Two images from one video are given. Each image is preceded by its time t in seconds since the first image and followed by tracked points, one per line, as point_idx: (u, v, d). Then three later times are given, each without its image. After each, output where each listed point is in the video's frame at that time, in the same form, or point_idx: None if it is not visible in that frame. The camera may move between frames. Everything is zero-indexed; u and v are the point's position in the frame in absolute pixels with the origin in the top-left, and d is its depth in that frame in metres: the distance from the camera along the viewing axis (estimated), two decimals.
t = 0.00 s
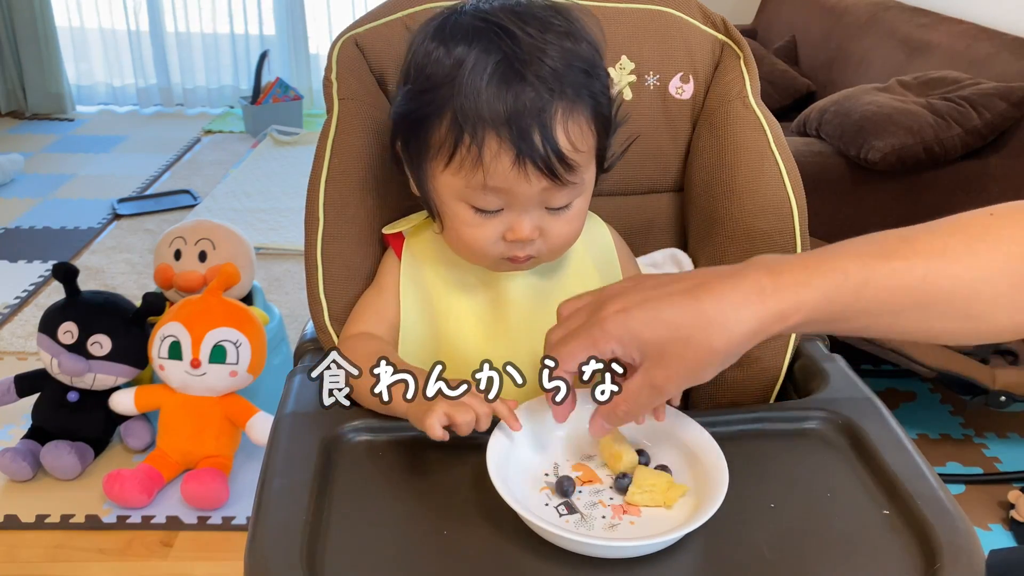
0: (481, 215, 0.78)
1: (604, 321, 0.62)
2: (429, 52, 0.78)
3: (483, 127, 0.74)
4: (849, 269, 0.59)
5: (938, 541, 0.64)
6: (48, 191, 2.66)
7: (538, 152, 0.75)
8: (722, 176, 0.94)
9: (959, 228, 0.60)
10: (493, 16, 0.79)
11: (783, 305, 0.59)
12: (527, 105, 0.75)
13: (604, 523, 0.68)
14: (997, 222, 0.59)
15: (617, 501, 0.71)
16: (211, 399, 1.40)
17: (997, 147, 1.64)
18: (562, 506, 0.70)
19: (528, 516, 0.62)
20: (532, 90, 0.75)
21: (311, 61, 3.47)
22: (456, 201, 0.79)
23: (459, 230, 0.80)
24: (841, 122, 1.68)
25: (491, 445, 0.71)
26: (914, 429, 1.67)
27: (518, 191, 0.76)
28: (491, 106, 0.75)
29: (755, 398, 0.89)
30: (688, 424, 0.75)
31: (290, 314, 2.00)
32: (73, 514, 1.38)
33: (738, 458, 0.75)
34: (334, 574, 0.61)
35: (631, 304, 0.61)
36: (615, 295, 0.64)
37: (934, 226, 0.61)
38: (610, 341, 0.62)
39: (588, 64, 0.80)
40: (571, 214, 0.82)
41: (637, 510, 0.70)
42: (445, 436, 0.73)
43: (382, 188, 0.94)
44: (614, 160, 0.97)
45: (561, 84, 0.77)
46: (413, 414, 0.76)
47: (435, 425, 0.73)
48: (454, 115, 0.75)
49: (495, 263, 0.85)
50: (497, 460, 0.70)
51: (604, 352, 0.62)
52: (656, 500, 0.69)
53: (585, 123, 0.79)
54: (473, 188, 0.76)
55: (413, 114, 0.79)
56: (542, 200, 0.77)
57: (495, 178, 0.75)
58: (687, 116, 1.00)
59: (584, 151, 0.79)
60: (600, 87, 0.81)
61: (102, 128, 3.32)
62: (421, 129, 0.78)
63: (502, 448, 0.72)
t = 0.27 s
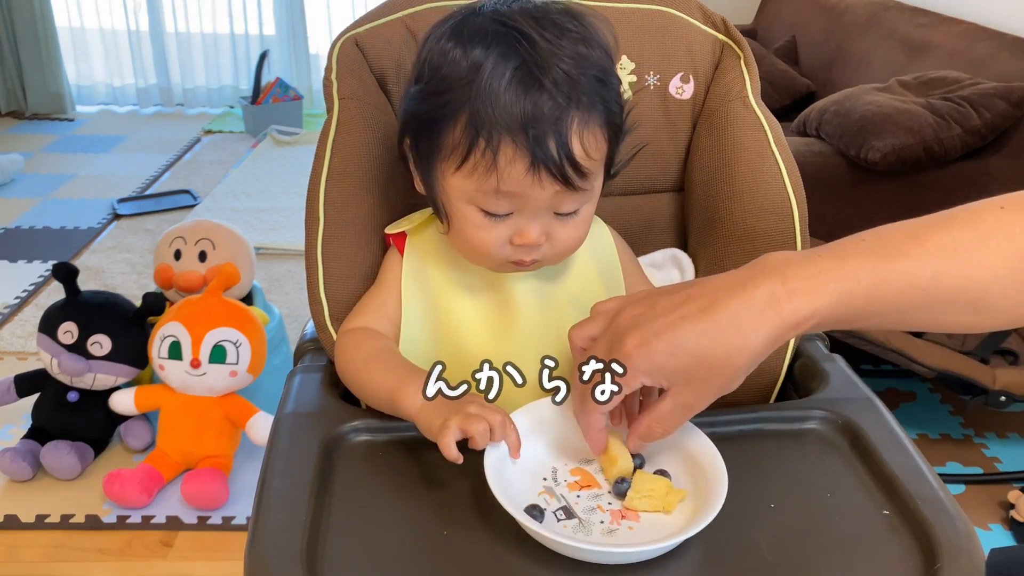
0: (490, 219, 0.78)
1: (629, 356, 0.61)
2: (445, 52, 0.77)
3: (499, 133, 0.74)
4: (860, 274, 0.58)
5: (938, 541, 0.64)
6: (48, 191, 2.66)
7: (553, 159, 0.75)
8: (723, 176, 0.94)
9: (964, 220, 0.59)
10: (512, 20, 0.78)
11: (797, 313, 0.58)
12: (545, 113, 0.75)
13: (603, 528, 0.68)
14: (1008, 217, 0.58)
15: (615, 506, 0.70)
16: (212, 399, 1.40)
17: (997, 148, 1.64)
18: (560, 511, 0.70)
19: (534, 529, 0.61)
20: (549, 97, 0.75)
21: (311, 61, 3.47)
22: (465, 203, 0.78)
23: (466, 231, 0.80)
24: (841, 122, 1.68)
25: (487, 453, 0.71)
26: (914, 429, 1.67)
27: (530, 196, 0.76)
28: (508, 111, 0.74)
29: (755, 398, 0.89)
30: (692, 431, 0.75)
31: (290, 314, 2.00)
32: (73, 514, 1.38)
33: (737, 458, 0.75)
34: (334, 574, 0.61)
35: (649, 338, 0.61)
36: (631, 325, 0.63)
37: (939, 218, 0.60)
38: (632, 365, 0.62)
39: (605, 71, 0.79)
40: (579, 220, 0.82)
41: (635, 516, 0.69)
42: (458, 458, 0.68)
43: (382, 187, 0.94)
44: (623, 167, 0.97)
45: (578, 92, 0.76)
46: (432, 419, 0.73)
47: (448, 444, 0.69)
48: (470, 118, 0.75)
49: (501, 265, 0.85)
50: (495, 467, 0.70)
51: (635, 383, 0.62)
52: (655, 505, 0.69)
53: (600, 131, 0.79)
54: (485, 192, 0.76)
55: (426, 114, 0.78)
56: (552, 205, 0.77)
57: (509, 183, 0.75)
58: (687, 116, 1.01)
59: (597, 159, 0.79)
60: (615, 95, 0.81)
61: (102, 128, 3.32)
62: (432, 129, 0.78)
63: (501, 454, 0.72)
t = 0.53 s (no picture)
0: (487, 221, 0.78)
1: (631, 336, 0.61)
2: (444, 54, 0.77)
3: (494, 137, 0.74)
4: (862, 282, 0.59)
5: (938, 541, 0.64)
6: (48, 191, 2.66)
7: (547, 164, 0.74)
8: (722, 175, 0.94)
9: (967, 229, 0.59)
10: (511, 22, 0.77)
11: (800, 307, 0.59)
12: (540, 118, 0.74)
13: (595, 540, 0.66)
14: (1012, 225, 0.58)
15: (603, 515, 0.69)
16: (211, 399, 1.40)
17: (996, 148, 1.64)
18: (550, 526, 0.67)
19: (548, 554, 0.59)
20: (545, 102, 0.74)
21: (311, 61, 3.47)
22: (461, 205, 0.78)
23: (463, 233, 0.80)
24: (841, 123, 1.68)
25: (472, 470, 0.68)
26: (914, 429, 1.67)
27: (525, 200, 0.76)
28: (504, 115, 0.74)
29: (754, 397, 0.89)
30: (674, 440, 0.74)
31: (290, 314, 2.00)
32: (73, 514, 1.38)
33: (737, 458, 0.75)
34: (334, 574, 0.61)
35: (655, 321, 0.61)
36: (636, 312, 0.64)
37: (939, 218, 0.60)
38: (633, 359, 0.62)
39: (603, 76, 0.79)
40: (576, 223, 0.81)
41: (625, 524, 0.68)
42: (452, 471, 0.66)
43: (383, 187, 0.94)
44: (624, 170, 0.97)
45: (575, 98, 0.76)
46: (419, 421, 0.71)
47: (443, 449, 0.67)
48: (465, 122, 0.75)
49: (498, 267, 0.85)
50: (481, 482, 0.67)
51: (628, 367, 0.62)
52: (644, 511, 0.68)
53: (597, 136, 0.78)
54: (480, 195, 0.76)
55: (424, 116, 0.78)
56: (548, 209, 0.77)
57: (503, 187, 0.75)
58: (687, 116, 1.01)
59: (593, 164, 0.78)
60: (614, 99, 0.80)
61: (103, 128, 3.32)
62: (430, 131, 0.78)
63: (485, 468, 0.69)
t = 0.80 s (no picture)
0: (478, 222, 0.78)
1: (640, 342, 0.60)
2: (439, 54, 0.77)
3: (482, 139, 0.73)
4: (866, 303, 0.59)
5: (938, 541, 0.64)
6: (48, 191, 2.66)
7: (536, 167, 0.74)
8: (722, 175, 0.94)
9: (970, 241, 0.59)
10: (507, 23, 0.77)
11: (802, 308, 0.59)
12: (528, 120, 0.74)
13: (548, 556, 0.66)
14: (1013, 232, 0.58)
15: (563, 533, 0.68)
16: (211, 399, 1.40)
17: (996, 147, 1.64)
18: (505, 533, 0.68)
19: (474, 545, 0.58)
20: (534, 104, 0.74)
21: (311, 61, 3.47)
22: (453, 205, 0.78)
23: (456, 233, 0.80)
24: (841, 123, 1.68)
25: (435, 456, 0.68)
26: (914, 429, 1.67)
27: (514, 202, 0.75)
28: (494, 117, 0.73)
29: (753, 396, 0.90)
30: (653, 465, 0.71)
31: (290, 314, 2.00)
32: (73, 514, 1.38)
33: (737, 457, 0.75)
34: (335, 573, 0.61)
35: (666, 329, 0.60)
36: (644, 318, 0.62)
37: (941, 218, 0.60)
38: (639, 365, 0.60)
39: (597, 79, 0.78)
40: (570, 226, 0.81)
41: (582, 547, 0.67)
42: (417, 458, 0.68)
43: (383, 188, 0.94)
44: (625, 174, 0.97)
45: (565, 101, 0.75)
46: (391, 402, 0.71)
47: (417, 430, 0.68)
48: (455, 123, 0.74)
49: (492, 268, 0.84)
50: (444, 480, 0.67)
51: (633, 374, 0.61)
52: (605, 536, 0.67)
53: (589, 140, 0.77)
54: (470, 196, 0.76)
55: (418, 115, 0.78)
56: (538, 211, 0.77)
57: (492, 188, 0.74)
58: (687, 116, 1.01)
59: (585, 168, 0.78)
60: (608, 103, 0.79)
61: (103, 128, 3.32)
62: (423, 131, 0.78)
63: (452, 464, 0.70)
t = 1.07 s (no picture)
0: (473, 222, 0.78)
1: (637, 367, 0.60)
2: (436, 53, 0.77)
3: (476, 140, 0.73)
4: (864, 321, 0.59)
5: (938, 542, 0.64)
6: (48, 191, 2.66)
7: (529, 169, 0.74)
8: (722, 175, 0.94)
9: (967, 257, 0.59)
10: (504, 23, 0.77)
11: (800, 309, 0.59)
12: (522, 122, 0.73)
13: (546, 571, 0.65)
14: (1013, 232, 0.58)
15: (561, 549, 0.67)
16: (212, 399, 1.40)
17: (996, 147, 1.63)
18: (502, 553, 0.67)
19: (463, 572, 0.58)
20: (528, 106, 0.74)
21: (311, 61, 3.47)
22: (448, 206, 0.78)
23: (451, 234, 0.80)
24: (841, 123, 1.68)
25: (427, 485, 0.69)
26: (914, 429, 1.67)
27: (508, 203, 0.75)
28: (489, 119, 0.73)
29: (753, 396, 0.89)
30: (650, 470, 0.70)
31: (290, 314, 2.00)
32: (73, 514, 1.38)
33: (736, 457, 0.75)
34: (335, 573, 0.61)
35: (662, 352, 0.59)
36: (641, 340, 0.62)
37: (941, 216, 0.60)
38: (636, 391, 0.60)
39: (593, 81, 0.77)
40: (565, 228, 0.81)
41: (581, 560, 0.66)
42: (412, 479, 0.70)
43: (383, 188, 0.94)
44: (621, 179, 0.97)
45: (559, 103, 0.75)
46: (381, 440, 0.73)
47: (407, 468, 0.69)
48: (449, 123, 0.74)
49: (488, 268, 0.84)
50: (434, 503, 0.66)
51: (632, 399, 0.60)
52: (603, 549, 0.66)
53: (583, 142, 0.77)
54: (465, 197, 0.76)
55: (414, 115, 0.78)
56: (533, 213, 0.77)
57: (486, 190, 0.74)
58: (687, 116, 1.01)
59: (580, 170, 0.78)
60: (604, 105, 0.78)
61: (103, 128, 3.32)
62: (419, 131, 0.78)
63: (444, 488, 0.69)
